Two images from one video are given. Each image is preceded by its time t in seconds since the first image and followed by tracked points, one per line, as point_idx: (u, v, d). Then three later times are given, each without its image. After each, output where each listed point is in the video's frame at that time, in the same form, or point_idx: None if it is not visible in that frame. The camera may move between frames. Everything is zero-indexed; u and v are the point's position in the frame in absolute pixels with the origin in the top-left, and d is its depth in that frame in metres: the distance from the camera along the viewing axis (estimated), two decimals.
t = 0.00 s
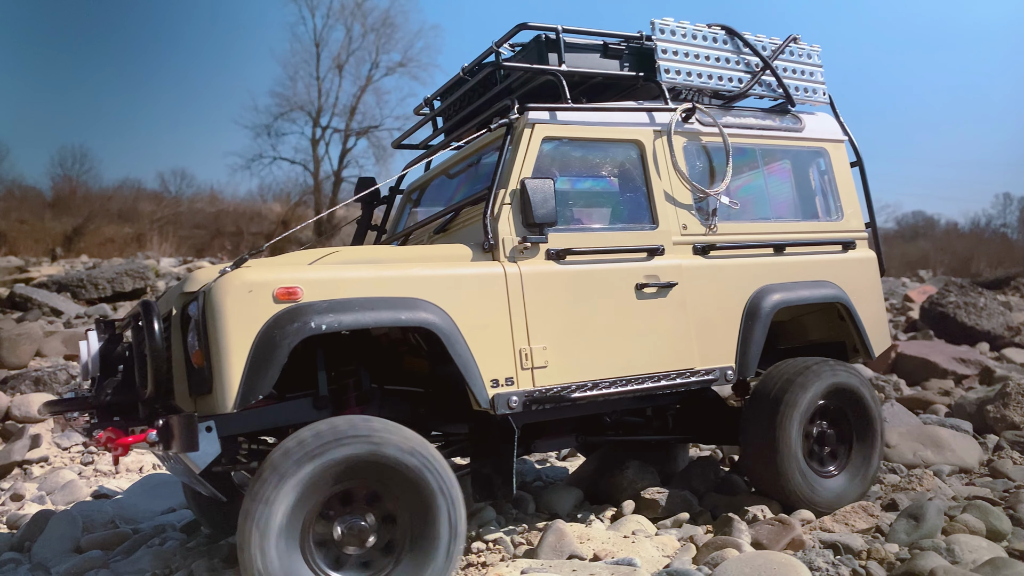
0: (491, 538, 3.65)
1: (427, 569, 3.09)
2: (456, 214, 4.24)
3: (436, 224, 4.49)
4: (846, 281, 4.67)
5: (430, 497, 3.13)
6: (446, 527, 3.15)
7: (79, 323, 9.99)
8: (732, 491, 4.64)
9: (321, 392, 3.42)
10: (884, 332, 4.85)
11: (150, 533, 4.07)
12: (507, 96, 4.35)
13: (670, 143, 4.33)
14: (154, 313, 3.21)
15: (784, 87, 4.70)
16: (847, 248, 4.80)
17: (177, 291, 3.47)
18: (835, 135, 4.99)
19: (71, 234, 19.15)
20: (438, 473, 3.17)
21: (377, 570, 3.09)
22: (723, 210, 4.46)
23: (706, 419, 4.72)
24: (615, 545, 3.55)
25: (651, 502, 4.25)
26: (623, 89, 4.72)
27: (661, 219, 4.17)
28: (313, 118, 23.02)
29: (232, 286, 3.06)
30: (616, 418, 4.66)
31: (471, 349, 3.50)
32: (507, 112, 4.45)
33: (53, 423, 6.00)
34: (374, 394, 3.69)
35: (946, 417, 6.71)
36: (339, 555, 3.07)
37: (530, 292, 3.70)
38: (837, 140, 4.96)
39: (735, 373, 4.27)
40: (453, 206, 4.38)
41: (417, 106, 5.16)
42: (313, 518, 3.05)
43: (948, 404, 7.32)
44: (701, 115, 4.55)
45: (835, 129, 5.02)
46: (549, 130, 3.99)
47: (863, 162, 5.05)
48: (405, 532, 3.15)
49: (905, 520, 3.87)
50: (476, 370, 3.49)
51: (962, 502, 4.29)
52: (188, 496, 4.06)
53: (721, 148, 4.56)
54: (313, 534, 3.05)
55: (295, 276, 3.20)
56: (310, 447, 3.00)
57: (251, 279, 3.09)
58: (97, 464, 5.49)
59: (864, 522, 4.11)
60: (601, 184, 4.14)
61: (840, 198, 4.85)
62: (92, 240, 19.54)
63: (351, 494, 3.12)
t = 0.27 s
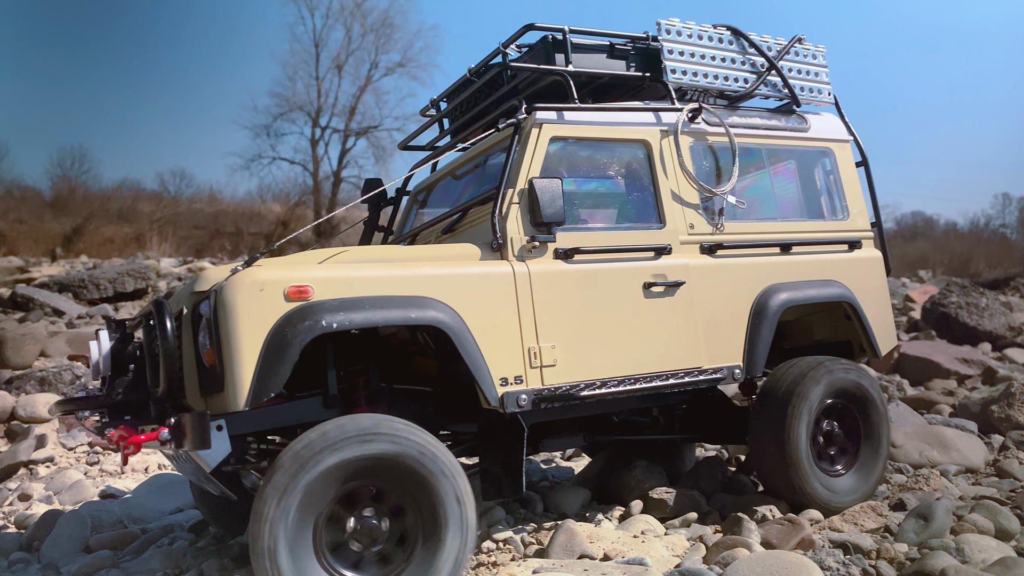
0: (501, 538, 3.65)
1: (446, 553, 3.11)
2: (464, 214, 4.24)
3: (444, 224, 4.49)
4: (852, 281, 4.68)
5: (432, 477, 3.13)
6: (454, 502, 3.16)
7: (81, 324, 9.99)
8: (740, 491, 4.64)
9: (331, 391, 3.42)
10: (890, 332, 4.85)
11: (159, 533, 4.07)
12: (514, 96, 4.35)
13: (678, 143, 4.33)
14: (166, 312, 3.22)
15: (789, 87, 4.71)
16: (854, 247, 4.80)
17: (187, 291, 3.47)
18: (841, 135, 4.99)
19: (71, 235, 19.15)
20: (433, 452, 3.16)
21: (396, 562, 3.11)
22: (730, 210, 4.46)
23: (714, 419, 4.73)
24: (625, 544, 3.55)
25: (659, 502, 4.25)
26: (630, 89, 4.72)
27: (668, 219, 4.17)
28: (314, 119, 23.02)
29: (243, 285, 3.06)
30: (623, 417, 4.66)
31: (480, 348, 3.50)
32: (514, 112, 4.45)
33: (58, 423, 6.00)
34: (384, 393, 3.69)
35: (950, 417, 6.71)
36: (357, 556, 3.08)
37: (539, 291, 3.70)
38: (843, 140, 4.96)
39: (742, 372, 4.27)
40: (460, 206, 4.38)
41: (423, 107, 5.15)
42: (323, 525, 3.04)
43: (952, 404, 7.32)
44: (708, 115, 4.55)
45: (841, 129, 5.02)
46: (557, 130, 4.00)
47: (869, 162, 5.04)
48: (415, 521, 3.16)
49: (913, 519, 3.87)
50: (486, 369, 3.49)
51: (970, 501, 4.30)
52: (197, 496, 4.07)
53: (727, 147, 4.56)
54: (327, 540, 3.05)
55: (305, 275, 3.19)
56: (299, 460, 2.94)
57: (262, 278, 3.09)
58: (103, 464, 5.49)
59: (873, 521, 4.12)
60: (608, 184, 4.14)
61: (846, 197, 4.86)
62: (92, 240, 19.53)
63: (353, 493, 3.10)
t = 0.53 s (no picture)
0: (509, 538, 3.66)
1: (461, 535, 3.13)
2: (470, 215, 4.24)
3: (450, 225, 4.49)
4: (858, 282, 4.68)
5: (426, 462, 3.11)
6: (453, 482, 3.15)
7: (83, 324, 9.98)
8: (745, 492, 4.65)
9: (339, 392, 3.42)
10: (895, 332, 4.85)
11: (165, 533, 4.07)
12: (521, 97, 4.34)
13: (684, 144, 4.33)
14: (175, 314, 3.22)
15: (796, 88, 4.70)
16: (860, 248, 4.80)
17: (196, 292, 3.47)
18: (846, 136, 4.99)
19: (71, 235, 19.14)
20: (419, 438, 3.13)
21: (412, 553, 3.13)
22: (737, 211, 4.46)
23: (719, 420, 4.73)
24: (633, 545, 3.55)
25: (665, 502, 4.25)
26: (636, 89, 4.72)
27: (675, 220, 4.17)
28: (314, 119, 23.00)
29: (252, 286, 3.05)
30: (629, 418, 4.66)
31: (488, 350, 3.50)
32: (520, 113, 4.44)
33: (62, 423, 6.00)
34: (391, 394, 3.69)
35: (953, 417, 6.71)
36: (378, 554, 3.10)
37: (546, 292, 3.70)
38: (849, 141, 4.96)
39: (749, 373, 4.27)
40: (467, 206, 4.38)
41: (429, 107, 5.15)
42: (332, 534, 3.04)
43: (955, 405, 7.32)
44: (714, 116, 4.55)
45: (847, 130, 5.02)
46: (564, 131, 3.99)
47: (874, 162, 5.04)
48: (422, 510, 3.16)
49: (920, 519, 3.87)
50: (493, 371, 3.49)
51: (976, 502, 4.30)
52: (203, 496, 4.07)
53: (734, 148, 4.56)
54: (340, 548, 3.06)
55: (314, 276, 3.19)
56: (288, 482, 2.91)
57: (271, 280, 3.09)
58: (107, 464, 5.49)
59: (880, 521, 4.12)
60: (614, 185, 4.14)
61: (851, 198, 4.86)
62: (92, 240, 19.52)
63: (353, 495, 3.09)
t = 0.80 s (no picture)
0: (513, 540, 3.66)
1: (473, 514, 3.13)
2: (474, 216, 4.22)
3: (453, 226, 4.47)
4: (862, 282, 4.66)
5: (415, 450, 3.06)
6: (447, 461, 3.12)
7: (83, 325, 9.96)
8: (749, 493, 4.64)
9: (342, 393, 3.41)
10: (899, 333, 4.84)
11: (168, 535, 4.06)
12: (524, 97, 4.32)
13: (688, 144, 4.32)
14: (178, 316, 3.20)
15: (799, 88, 4.68)
16: (863, 249, 4.79)
17: (199, 293, 3.45)
18: (850, 136, 4.98)
19: (71, 236, 19.12)
20: (398, 430, 3.08)
21: (429, 544, 3.12)
22: (740, 211, 4.44)
23: (723, 422, 4.71)
24: (638, 547, 3.54)
25: (669, 504, 4.23)
26: (638, 90, 4.71)
27: (679, 221, 4.15)
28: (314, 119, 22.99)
29: (256, 288, 3.04)
30: (633, 420, 4.65)
31: (492, 351, 3.48)
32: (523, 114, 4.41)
33: (63, 424, 5.98)
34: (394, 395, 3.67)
35: (956, 418, 6.70)
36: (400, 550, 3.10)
37: (550, 293, 3.69)
38: (852, 141, 4.95)
39: (753, 374, 4.26)
40: (470, 207, 4.36)
41: (431, 107, 5.13)
42: (348, 549, 3.02)
43: (957, 405, 7.30)
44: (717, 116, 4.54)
45: (850, 130, 5.01)
46: (568, 131, 3.98)
47: (878, 162, 5.03)
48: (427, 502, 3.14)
49: (925, 521, 3.85)
50: (498, 372, 3.47)
51: (981, 503, 4.28)
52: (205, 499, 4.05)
53: (737, 149, 4.55)
54: (358, 558, 3.03)
55: (317, 277, 3.18)
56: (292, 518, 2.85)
57: (274, 281, 3.07)
58: (108, 465, 5.47)
59: (886, 523, 4.10)
60: (616, 185, 4.12)
61: (855, 199, 4.84)
62: (92, 241, 19.49)
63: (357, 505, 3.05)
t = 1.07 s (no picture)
0: (516, 544, 3.59)
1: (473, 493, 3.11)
2: (476, 215, 4.17)
3: (454, 226, 4.43)
4: (868, 283, 4.61)
5: (398, 455, 2.98)
6: (433, 452, 3.05)
7: (81, 325, 9.91)
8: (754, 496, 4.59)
9: (343, 397, 3.35)
10: (905, 335, 4.79)
11: (166, 538, 4.01)
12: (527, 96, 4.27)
13: (693, 143, 4.27)
14: (175, 319, 3.14)
15: (805, 86, 4.63)
16: (869, 249, 4.74)
17: (197, 295, 3.40)
18: (855, 135, 4.93)
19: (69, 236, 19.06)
20: (372, 438, 2.98)
21: (440, 534, 3.10)
22: (746, 211, 4.39)
23: (727, 424, 4.67)
24: (643, 551, 3.49)
25: (673, 507, 4.18)
26: (642, 88, 4.66)
27: (683, 220, 4.11)
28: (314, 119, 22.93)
29: (255, 290, 2.99)
30: (636, 422, 4.60)
31: (495, 354, 3.43)
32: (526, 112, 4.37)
33: (60, 425, 5.92)
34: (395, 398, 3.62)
35: (960, 419, 6.65)
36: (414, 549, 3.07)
37: (554, 294, 3.63)
38: (858, 140, 4.90)
39: (758, 377, 4.21)
40: (472, 207, 4.31)
41: (432, 106, 5.08)
42: (362, 565, 2.97)
43: (960, 406, 7.25)
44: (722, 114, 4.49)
45: (856, 128, 4.96)
46: (571, 130, 3.93)
47: (884, 162, 4.98)
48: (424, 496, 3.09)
49: (933, 524, 3.81)
50: (500, 375, 3.42)
51: (989, 506, 4.23)
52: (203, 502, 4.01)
53: (742, 147, 4.50)
54: (376, 570, 3.00)
55: (317, 280, 3.13)
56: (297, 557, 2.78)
57: (273, 283, 3.02)
58: (106, 467, 5.42)
59: (893, 526, 4.05)
60: (615, 183, 4.06)
61: (861, 198, 4.80)
62: (91, 241, 19.44)
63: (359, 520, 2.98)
